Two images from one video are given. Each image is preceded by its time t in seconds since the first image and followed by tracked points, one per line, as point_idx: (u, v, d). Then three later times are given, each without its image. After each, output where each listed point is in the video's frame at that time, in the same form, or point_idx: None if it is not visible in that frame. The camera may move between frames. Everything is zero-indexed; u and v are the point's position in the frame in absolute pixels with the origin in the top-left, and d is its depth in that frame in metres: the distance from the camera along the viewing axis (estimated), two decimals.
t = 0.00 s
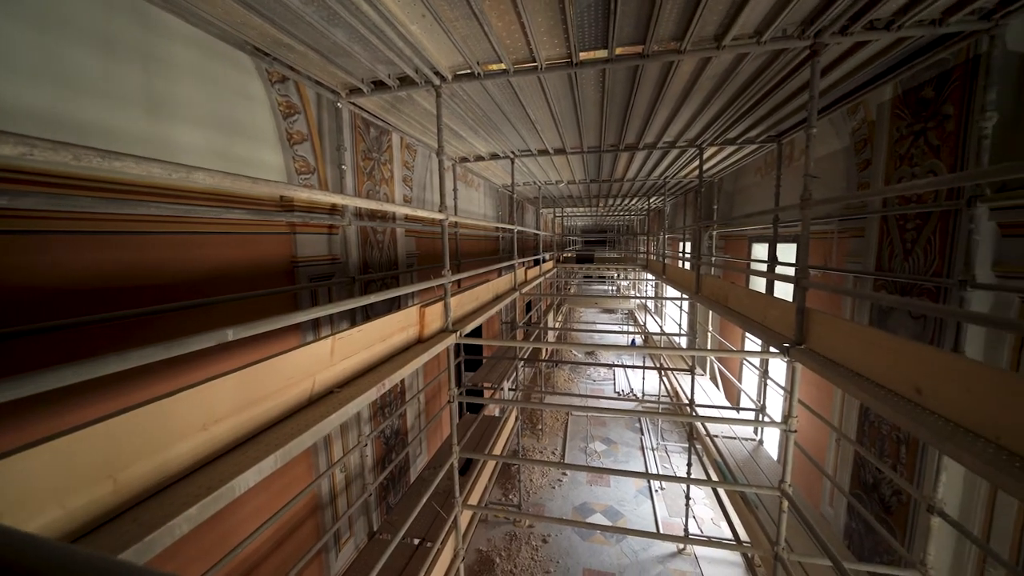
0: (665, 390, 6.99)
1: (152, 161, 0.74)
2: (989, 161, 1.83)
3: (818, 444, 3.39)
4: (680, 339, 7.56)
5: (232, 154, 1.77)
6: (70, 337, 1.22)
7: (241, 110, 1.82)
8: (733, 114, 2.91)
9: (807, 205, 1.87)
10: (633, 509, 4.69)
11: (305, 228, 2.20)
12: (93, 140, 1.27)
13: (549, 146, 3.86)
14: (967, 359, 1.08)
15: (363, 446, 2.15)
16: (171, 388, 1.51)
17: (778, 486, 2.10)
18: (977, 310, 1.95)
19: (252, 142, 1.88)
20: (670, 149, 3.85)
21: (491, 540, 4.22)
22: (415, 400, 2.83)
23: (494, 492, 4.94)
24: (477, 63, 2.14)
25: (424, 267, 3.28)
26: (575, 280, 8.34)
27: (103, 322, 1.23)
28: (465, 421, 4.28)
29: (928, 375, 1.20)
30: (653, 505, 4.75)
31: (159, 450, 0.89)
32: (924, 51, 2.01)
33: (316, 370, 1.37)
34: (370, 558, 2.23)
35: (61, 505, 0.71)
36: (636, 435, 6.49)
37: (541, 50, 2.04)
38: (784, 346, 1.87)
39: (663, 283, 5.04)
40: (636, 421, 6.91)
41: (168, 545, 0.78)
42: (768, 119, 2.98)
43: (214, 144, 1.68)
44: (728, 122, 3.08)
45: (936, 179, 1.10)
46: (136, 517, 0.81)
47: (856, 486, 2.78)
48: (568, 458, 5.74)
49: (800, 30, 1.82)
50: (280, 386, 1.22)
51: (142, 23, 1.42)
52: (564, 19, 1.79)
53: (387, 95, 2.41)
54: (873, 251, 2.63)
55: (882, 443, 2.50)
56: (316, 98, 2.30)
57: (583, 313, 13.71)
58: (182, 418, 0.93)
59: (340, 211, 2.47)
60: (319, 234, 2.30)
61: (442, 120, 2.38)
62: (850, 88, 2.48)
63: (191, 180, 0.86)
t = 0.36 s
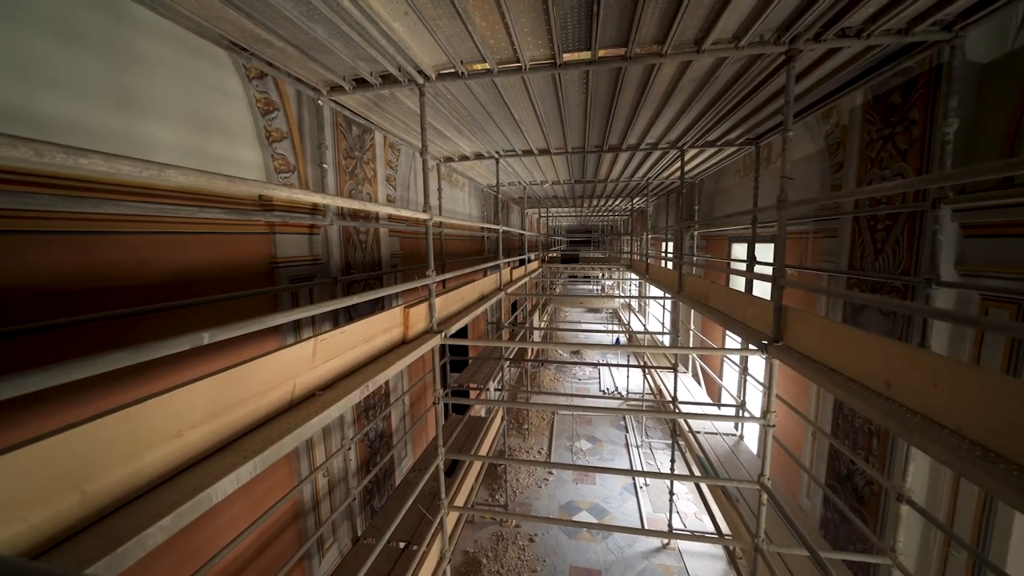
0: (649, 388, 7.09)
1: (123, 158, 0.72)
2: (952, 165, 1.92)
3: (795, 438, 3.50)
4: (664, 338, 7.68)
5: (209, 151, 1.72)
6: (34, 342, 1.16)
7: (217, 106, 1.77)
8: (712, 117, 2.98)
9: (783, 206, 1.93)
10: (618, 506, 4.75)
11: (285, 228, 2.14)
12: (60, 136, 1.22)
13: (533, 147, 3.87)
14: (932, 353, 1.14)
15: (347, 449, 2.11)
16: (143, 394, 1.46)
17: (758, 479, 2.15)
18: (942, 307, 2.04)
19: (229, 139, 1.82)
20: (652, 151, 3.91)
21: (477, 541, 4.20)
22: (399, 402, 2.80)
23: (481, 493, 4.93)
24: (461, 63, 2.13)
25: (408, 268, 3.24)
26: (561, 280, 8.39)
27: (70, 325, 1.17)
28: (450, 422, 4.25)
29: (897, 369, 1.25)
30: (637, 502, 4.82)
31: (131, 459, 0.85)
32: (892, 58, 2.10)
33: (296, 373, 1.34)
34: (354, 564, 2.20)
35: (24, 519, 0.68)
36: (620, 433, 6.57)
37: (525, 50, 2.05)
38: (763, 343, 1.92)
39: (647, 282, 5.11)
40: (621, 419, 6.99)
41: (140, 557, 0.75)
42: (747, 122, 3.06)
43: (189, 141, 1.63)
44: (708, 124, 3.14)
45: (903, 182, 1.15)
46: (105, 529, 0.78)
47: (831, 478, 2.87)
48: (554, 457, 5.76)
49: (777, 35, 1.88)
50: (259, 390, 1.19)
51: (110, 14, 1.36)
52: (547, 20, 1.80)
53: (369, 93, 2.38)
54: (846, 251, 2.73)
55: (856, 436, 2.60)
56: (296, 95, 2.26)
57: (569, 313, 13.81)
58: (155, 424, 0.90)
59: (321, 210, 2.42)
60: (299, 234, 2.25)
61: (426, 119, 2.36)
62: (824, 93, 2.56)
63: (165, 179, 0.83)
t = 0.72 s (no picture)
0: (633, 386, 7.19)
1: (88, 154, 0.68)
2: (917, 168, 2.01)
3: (773, 433, 3.60)
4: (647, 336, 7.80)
5: (183, 148, 1.66)
6: None
7: (192, 102, 1.71)
8: (692, 120, 3.04)
9: (760, 207, 1.99)
10: (604, 503, 4.80)
11: (263, 228, 2.09)
12: (23, 131, 1.16)
13: (518, 147, 3.87)
14: (900, 349, 1.19)
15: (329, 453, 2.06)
16: (112, 401, 1.39)
17: (738, 473, 2.21)
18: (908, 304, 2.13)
19: (204, 136, 1.76)
20: (635, 152, 3.97)
21: (463, 543, 4.18)
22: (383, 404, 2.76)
23: (467, 494, 4.91)
24: (445, 62, 2.12)
25: (392, 268, 3.20)
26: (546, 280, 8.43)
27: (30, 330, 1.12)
28: (436, 424, 4.22)
29: (868, 364, 1.30)
30: (622, 498, 4.88)
31: (100, 468, 0.82)
32: (862, 65, 2.18)
33: (276, 377, 1.31)
34: (337, 570, 2.16)
35: None
36: (605, 430, 6.64)
37: (508, 51, 2.05)
38: (742, 341, 1.97)
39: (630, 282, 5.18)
40: (605, 417, 7.07)
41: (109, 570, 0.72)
42: (725, 125, 3.14)
43: (162, 138, 1.57)
44: (688, 127, 3.21)
45: (872, 184, 1.19)
46: (70, 542, 0.74)
47: (807, 470, 2.97)
48: (540, 457, 5.78)
49: (753, 41, 1.93)
50: (236, 394, 1.16)
51: (76, 4, 1.30)
52: (530, 20, 1.80)
53: (350, 90, 2.34)
54: (820, 251, 2.82)
55: (829, 429, 2.69)
56: (275, 91, 2.20)
57: (554, 313, 13.89)
58: (126, 432, 0.86)
59: (301, 210, 2.36)
60: (278, 234, 2.20)
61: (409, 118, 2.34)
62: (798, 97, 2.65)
63: (135, 177, 0.79)
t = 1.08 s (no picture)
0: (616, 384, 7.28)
1: (49, 151, 0.65)
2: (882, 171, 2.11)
3: (751, 427, 3.70)
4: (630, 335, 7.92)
5: (152, 145, 1.60)
6: None
7: (161, 97, 1.64)
8: (671, 122, 3.10)
9: (737, 208, 2.04)
10: (588, 500, 4.85)
11: (238, 228, 2.03)
12: None
13: (501, 147, 3.87)
14: (868, 344, 1.24)
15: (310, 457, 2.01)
16: (75, 410, 1.33)
17: (717, 467, 2.26)
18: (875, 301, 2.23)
19: (175, 132, 1.70)
20: (617, 153, 4.02)
21: (448, 545, 4.15)
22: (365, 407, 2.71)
23: (451, 496, 4.87)
24: (427, 60, 2.10)
25: (373, 269, 3.15)
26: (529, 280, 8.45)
27: None
28: (419, 426, 4.18)
29: (839, 359, 1.35)
30: (606, 495, 4.94)
31: (63, 480, 0.77)
32: (831, 72, 2.26)
33: (252, 381, 1.27)
34: None
35: None
36: (589, 429, 6.71)
37: (490, 50, 2.04)
38: (720, 338, 2.02)
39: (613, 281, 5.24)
40: (589, 416, 7.14)
41: None
42: (704, 128, 3.21)
43: (131, 133, 1.51)
44: (668, 129, 3.27)
45: (842, 186, 1.24)
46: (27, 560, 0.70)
47: (783, 463, 3.07)
48: (524, 456, 5.80)
49: (729, 46, 1.98)
50: (210, 400, 1.12)
51: None
52: (512, 21, 1.81)
53: (329, 88, 2.29)
54: (793, 250, 2.92)
55: (803, 422, 2.79)
56: (250, 88, 2.14)
57: (537, 312, 13.95)
58: (93, 441, 0.82)
59: (278, 210, 2.30)
60: (255, 234, 2.14)
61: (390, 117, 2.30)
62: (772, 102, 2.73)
63: (101, 174, 0.76)
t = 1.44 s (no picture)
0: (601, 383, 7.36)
1: (7, 146, 0.61)
2: (853, 174, 2.19)
3: (731, 423, 3.80)
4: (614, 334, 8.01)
5: (121, 141, 1.53)
6: None
7: (131, 92, 1.58)
8: (653, 124, 3.15)
9: (716, 208, 2.08)
10: (574, 498, 4.89)
11: (215, 228, 1.97)
12: None
13: (485, 147, 3.87)
14: (843, 340, 1.28)
15: (291, 462, 1.96)
16: (38, 419, 1.26)
17: (699, 462, 2.31)
18: (847, 299, 2.31)
19: (146, 129, 1.64)
20: (600, 154, 4.06)
21: (434, 547, 4.12)
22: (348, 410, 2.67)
23: (437, 498, 4.84)
24: (409, 59, 2.09)
25: (355, 269, 3.11)
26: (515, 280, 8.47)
27: None
28: (404, 428, 4.13)
29: (814, 356, 1.40)
30: (591, 493, 4.99)
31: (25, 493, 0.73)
32: (805, 77, 2.34)
33: (229, 386, 1.23)
34: None
35: None
36: (575, 427, 6.77)
37: (474, 50, 2.04)
38: (701, 336, 2.06)
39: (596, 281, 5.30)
40: (574, 414, 7.19)
41: None
42: (684, 130, 3.28)
43: (97, 129, 1.45)
44: (649, 131, 3.33)
45: (816, 188, 1.28)
46: None
47: (761, 456, 3.16)
48: (510, 456, 5.80)
49: (708, 50, 2.02)
50: (185, 406, 1.08)
51: None
52: (495, 20, 1.80)
53: (309, 84, 2.24)
54: (770, 250, 3.00)
55: (781, 417, 2.87)
56: (226, 83, 2.08)
57: (523, 313, 13.99)
58: (59, 450, 0.77)
59: (256, 209, 2.24)
60: (231, 234, 2.07)
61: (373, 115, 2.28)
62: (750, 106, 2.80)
63: (66, 171, 0.72)
